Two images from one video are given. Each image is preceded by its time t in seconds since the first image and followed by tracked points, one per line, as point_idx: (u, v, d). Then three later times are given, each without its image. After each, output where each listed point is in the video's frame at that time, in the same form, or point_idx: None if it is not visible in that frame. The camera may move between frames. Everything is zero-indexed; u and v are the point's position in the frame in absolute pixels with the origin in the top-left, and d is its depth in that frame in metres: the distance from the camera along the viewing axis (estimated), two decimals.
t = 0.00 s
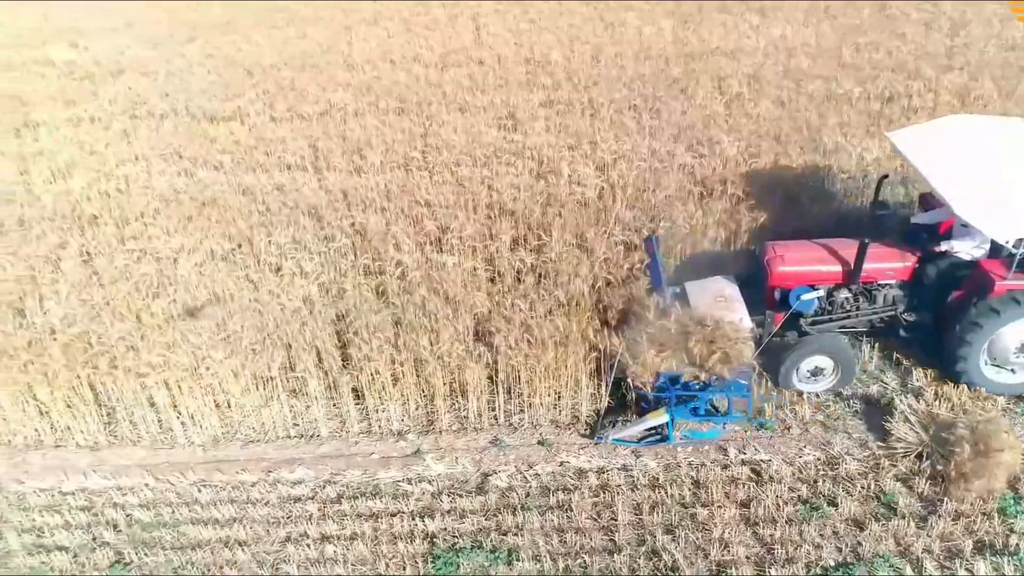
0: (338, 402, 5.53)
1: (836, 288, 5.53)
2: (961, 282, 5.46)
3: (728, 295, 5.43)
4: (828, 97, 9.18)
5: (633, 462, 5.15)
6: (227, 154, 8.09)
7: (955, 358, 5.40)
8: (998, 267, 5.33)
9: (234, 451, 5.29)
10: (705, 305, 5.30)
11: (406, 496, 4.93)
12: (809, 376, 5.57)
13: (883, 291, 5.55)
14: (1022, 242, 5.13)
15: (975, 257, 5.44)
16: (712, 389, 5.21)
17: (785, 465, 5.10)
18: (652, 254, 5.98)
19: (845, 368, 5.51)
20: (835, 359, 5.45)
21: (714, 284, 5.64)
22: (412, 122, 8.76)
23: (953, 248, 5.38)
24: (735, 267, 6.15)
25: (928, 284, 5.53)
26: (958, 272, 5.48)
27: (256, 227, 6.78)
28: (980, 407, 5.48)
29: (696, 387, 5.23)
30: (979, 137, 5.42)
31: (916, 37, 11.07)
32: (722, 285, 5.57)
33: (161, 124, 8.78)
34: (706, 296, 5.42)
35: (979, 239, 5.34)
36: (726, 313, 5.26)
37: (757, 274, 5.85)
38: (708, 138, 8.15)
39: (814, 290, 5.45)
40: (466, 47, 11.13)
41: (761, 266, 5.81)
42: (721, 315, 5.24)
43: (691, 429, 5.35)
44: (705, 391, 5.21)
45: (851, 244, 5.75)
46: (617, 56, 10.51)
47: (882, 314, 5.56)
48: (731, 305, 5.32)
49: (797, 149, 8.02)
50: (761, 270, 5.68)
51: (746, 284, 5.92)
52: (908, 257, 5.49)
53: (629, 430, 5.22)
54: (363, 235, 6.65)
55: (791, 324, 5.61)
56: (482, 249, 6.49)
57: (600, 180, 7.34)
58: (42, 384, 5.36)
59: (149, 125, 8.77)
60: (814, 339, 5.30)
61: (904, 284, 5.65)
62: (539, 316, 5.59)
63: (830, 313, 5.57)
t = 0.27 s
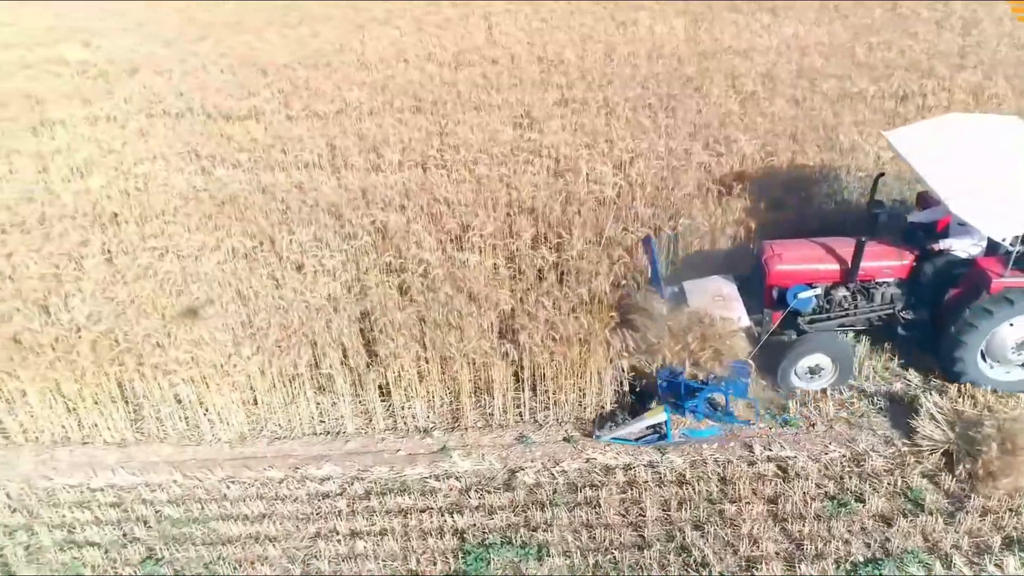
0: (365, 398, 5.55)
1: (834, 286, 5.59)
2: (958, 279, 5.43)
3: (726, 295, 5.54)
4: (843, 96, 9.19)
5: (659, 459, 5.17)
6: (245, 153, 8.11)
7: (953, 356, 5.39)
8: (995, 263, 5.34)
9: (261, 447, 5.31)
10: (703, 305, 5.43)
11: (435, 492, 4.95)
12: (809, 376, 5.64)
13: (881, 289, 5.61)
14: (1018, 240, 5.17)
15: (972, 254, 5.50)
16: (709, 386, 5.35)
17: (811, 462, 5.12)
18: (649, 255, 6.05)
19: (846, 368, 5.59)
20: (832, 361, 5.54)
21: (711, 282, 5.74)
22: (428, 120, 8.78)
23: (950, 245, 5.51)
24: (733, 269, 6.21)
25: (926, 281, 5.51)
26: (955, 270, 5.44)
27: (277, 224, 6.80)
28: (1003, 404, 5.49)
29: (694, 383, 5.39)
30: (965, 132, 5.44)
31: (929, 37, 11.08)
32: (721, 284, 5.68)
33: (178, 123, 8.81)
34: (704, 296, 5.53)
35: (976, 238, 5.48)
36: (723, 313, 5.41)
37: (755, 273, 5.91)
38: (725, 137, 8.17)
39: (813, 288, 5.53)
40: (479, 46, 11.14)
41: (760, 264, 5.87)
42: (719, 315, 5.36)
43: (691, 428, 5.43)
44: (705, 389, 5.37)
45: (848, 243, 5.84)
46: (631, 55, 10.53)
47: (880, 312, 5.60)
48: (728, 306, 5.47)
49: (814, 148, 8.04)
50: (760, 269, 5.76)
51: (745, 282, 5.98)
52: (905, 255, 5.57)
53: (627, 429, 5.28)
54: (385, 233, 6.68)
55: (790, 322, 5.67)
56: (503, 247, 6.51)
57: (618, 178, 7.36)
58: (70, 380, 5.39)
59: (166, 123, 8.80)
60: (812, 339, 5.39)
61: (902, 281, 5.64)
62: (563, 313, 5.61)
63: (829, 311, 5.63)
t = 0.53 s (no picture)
0: (392, 395, 5.57)
1: (834, 284, 5.56)
2: (957, 277, 5.43)
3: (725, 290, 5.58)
4: (859, 95, 9.20)
5: (686, 456, 5.19)
6: (264, 151, 8.13)
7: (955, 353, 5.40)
8: (993, 261, 5.37)
9: (290, 444, 5.33)
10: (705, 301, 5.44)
11: (463, 489, 4.96)
12: (809, 373, 5.57)
13: (881, 286, 5.55)
14: (1016, 236, 5.20)
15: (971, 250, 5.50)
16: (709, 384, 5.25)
17: (837, 458, 5.13)
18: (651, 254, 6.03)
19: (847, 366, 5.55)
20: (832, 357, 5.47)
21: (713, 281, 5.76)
22: (445, 119, 8.80)
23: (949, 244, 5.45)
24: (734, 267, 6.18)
25: (926, 279, 5.50)
26: (954, 267, 5.44)
27: (299, 222, 6.81)
28: None
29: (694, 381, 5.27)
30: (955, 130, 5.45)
31: (942, 36, 11.09)
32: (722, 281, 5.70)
33: (196, 122, 8.84)
34: (703, 291, 5.56)
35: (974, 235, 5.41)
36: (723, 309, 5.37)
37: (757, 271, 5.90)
38: (742, 136, 8.20)
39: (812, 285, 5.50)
40: (493, 45, 11.16)
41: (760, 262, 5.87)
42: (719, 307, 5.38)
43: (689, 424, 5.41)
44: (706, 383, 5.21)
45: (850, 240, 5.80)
46: (645, 55, 10.55)
47: (881, 309, 5.54)
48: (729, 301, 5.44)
49: (831, 147, 8.05)
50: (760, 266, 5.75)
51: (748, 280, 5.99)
52: (906, 252, 5.53)
53: (626, 426, 5.25)
54: (408, 231, 6.69)
55: (790, 320, 5.64)
56: (524, 245, 6.53)
57: (637, 177, 7.38)
58: (99, 377, 5.41)
59: (185, 123, 8.83)
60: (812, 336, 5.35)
61: (902, 279, 5.61)
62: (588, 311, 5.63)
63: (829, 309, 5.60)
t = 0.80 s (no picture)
0: (423, 393, 5.59)
1: (835, 284, 5.61)
2: (958, 276, 5.46)
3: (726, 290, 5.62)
4: (876, 94, 9.21)
5: (717, 454, 5.21)
6: (285, 150, 8.14)
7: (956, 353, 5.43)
8: (995, 260, 5.41)
9: (322, 441, 5.34)
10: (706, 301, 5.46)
11: (496, 486, 4.98)
12: (809, 373, 5.63)
13: (882, 285, 5.61)
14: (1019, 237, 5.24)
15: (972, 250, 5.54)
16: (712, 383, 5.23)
17: (868, 457, 5.14)
18: (651, 254, 6.05)
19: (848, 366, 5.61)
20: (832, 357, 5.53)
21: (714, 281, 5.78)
22: (464, 118, 8.81)
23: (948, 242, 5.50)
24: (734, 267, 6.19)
25: (926, 278, 5.54)
26: (955, 266, 5.48)
27: (324, 221, 6.82)
28: None
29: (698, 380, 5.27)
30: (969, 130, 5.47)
31: (956, 36, 11.09)
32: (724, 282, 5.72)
33: (215, 122, 8.86)
34: (704, 291, 5.60)
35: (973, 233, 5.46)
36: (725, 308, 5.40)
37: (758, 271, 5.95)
38: (761, 135, 8.20)
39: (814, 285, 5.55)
40: (507, 44, 11.17)
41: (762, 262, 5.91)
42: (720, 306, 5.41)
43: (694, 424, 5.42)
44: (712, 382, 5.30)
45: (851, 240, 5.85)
46: (660, 54, 10.56)
47: (882, 309, 5.61)
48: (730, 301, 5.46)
49: (851, 146, 8.07)
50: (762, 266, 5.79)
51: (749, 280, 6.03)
52: (907, 252, 5.58)
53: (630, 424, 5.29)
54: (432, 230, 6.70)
55: (792, 320, 5.68)
56: (549, 244, 6.54)
57: (658, 176, 7.39)
58: (131, 375, 5.43)
59: (204, 122, 8.84)
60: (812, 335, 5.39)
61: (903, 279, 5.66)
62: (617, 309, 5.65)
63: (830, 308, 5.65)
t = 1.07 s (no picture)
0: (453, 390, 5.60)
1: (838, 284, 5.63)
2: (961, 275, 5.51)
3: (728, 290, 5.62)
4: (893, 93, 9.22)
5: (748, 452, 5.21)
6: (305, 149, 8.15)
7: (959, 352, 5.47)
8: (997, 260, 5.46)
9: (352, 439, 5.35)
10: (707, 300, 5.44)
11: (528, 484, 4.99)
12: (813, 373, 5.63)
13: (884, 285, 5.63)
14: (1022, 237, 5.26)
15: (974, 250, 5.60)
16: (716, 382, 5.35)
17: (898, 454, 5.13)
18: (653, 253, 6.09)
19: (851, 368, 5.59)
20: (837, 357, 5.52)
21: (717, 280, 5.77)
22: (483, 116, 8.82)
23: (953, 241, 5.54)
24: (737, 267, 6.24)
25: (929, 278, 5.58)
26: (958, 266, 5.53)
27: (348, 220, 6.83)
28: None
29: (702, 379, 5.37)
30: (983, 130, 5.45)
31: (970, 35, 11.10)
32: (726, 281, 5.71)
33: (234, 121, 8.87)
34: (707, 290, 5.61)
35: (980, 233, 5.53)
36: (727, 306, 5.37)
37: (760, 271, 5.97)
38: (780, 134, 8.22)
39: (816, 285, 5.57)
40: (522, 43, 11.19)
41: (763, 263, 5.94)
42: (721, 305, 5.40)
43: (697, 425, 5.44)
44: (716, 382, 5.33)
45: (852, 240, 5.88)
46: (675, 53, 10.57)
47: (885, 309, 5.64)
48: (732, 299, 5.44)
49: (871, 145, 8.07)
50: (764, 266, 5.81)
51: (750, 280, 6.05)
52: (908, 252, 5.61)
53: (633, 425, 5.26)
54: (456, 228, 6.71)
55: (795, 320, 5.70)
56: (573, 242, 6.55)
57: (680, 175, 7.41)
58: (162, 372, 5.45)
59: (223, 121, 8.86)
60: (815, 335, 5.42)
61: (905, 279, 5.70)
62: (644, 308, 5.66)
63: (833, 308, 5.67)
